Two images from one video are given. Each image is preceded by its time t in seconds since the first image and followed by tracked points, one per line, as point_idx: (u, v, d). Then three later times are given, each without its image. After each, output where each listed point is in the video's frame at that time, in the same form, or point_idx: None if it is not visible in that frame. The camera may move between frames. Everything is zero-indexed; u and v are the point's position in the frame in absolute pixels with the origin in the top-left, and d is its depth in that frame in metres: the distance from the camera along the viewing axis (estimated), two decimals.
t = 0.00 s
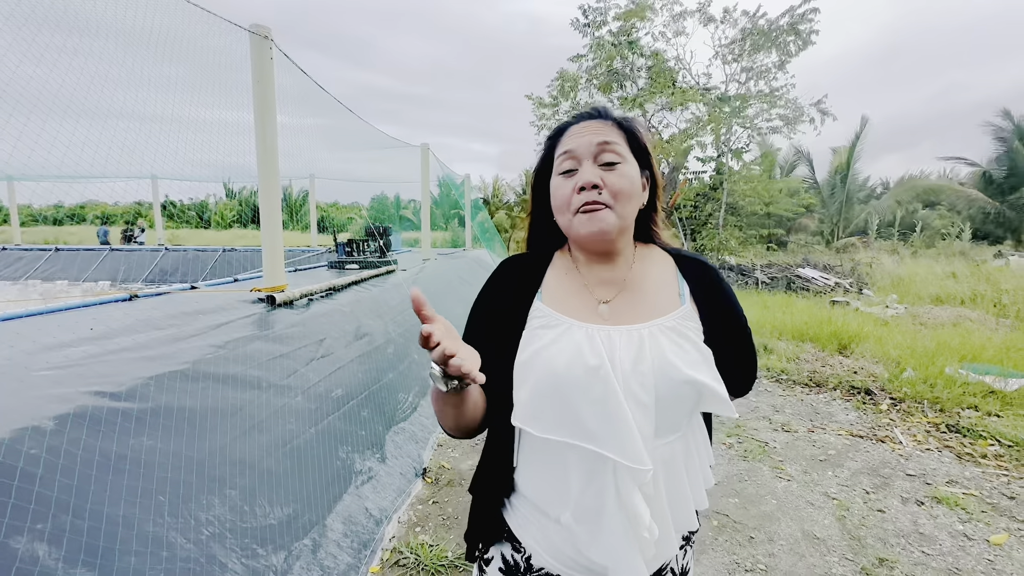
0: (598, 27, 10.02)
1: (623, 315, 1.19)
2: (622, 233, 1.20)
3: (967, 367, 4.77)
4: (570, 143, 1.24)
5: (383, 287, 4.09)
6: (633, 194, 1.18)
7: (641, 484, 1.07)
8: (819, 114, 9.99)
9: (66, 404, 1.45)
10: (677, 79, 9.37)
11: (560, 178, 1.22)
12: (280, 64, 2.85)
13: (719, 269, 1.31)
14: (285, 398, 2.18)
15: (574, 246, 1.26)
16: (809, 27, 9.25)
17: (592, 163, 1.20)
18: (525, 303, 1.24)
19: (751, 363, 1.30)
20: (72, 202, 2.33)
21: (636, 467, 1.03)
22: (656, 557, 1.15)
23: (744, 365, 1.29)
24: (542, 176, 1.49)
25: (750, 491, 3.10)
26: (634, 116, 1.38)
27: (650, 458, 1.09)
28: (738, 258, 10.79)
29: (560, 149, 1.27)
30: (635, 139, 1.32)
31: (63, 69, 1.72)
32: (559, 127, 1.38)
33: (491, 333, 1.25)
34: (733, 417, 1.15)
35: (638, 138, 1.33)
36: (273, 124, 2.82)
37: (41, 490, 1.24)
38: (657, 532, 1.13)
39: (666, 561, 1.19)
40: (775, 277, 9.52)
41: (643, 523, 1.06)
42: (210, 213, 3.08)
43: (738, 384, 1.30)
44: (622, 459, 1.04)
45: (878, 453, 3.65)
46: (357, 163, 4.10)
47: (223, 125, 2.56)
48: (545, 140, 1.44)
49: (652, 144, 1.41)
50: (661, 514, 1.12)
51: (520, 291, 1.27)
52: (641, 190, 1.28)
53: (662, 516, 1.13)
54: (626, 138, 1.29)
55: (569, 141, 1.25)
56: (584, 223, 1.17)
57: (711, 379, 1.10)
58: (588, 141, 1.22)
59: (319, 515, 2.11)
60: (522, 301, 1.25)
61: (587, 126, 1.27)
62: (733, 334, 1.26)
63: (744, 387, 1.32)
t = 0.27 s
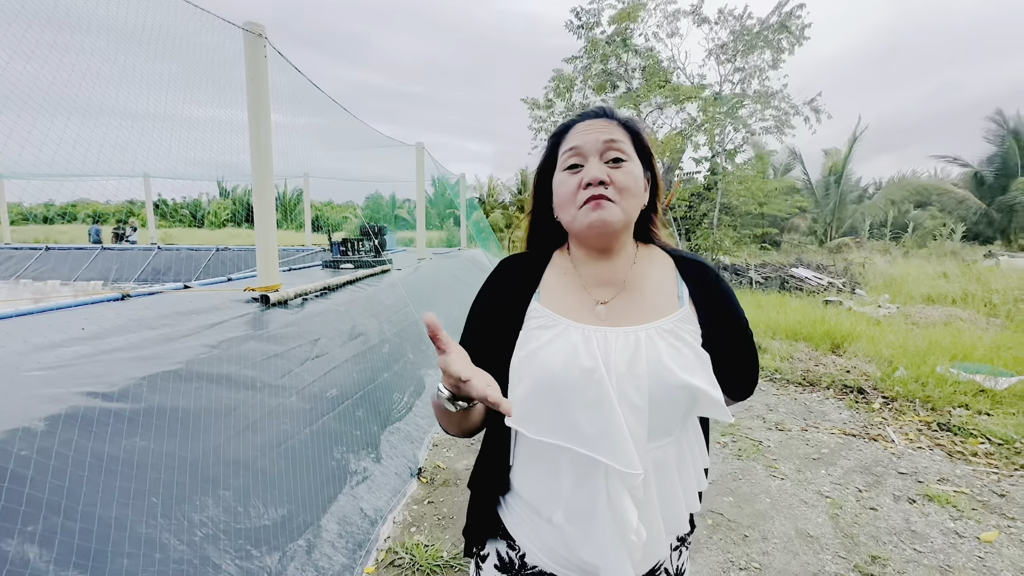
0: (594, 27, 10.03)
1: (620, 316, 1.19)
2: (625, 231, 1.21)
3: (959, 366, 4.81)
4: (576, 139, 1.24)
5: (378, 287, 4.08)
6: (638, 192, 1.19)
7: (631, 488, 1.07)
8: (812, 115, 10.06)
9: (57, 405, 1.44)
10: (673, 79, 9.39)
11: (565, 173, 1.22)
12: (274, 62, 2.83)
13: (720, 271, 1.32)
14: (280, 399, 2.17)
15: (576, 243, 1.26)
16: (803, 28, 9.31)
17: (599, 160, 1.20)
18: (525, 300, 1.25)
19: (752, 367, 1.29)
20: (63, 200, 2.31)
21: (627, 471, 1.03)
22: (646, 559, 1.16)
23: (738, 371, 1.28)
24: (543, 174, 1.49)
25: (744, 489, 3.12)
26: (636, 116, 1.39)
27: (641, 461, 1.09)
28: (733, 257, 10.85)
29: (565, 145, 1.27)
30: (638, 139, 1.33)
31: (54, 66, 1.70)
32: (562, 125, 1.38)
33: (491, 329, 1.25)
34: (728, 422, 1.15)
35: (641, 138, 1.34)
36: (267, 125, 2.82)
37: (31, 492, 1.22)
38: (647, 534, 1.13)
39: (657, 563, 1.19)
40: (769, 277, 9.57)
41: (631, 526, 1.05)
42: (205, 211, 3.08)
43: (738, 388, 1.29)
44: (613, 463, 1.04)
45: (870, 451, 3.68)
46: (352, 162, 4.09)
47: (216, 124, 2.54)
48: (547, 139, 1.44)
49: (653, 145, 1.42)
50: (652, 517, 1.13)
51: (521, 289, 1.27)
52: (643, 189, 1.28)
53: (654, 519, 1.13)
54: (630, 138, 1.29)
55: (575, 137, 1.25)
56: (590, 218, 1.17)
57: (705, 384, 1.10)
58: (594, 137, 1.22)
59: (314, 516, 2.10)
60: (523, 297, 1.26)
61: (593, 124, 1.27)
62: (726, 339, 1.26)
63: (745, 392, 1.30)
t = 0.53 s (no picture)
0: (589, 27, 10.05)
1: (614, 318, 1.19)
2: (624, 230, 1.21)
3: (949, 364, 4.86)
4: (575, 137, 1.24)
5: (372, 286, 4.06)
6: (637, 190, 1.19)
7: (624, 490, 1.07)
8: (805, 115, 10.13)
9: (47, 405, 1.42)
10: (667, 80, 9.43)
11: (564, 172, 1.22)
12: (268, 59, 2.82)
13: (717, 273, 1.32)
14: (273, 399, 2.16)
15: (573, 242, 1.26)
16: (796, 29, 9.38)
17: (597, 158, 1.20)
18: (520, 302, 1.25)
19: (751, 369, 1.29)
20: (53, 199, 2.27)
21: (620, 474, 1.04)
22: (640, 560, 1.16)
23: (734, 371, 1.27)
24: (540, 175, 1.48)
25: (738, 488, 3.14)
26: (633, 117, 1.39)
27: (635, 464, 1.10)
28: (726, 257, 10.91)
29: (564, 143, 1.27)
30: (636, 139, 1.33)
31: (42, 62, 1.68)
32: (560, 125, 1.38)
33: (488, 328, 1.24)
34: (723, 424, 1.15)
35: (639, 138, 1.34)
36: (259, 119, 2.90)
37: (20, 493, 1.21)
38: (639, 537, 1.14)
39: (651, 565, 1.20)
40: (762, 276, 9.63)
41: (623, 529, 1.06)
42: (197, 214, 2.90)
43: (738, 391, 1.28)
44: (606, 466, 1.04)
45: (862, 449, 3.71)
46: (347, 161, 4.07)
47: (208, 121, 2.52)
48: (545, 139, 1.44)
49: (650, 145, 1.42)
50: (646, 519, 1.13)
51: (517, 289, 1.28)
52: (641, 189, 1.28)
53: (648, 522, 1.13)
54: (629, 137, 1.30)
55: (573, 135, 1.25)
56: (588, 216, 1.17)
57: (700, 386, 1.10)
58: (593, 136, 1.22)
59: (308, 516, 2.09)
60: (518, 300, 1.25)
61: (591, 122, 1.27)
62: (719, 338, 1.26)
63: (745, 393, 1.29)
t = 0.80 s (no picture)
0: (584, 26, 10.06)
1: (607, 317, 1.20)
2: (616, 228, 1.21)
3: (939, 363, 4.92)
4: (568, 135, 1.25)
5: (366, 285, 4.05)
6: (629, 189, 1.19)
7: (617, 491, 1.07)
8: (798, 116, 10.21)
9: (36, 406, 1.40)
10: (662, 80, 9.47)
11: (557, 169, 1.22)
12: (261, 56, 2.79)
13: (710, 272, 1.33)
14: (266, 399, 2.15)
15: (565, 240, 1.26)
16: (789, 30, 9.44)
17: (590, 157, 1.21)
18: (513, 301, 1.25)
19: (742, 368, 1.30)
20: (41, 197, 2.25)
21: (614, 474, 1.04)
22: (632, 561, 1.16)
23: (728, 370, 1.28)
24: (533, 174, 1.48)
25: (731, 486, 3.16)
26: (627, 117, 1.39)
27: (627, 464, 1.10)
28: (720, 257, 10.96)
29: (557, 142, 1.27)
30: (630, 138, 1.34)
31: (30, 58, 1.65)
32: (553, 123, 1.38)
33: (481, 326, 1.24)
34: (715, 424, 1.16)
35: (632, 137, 1.35)
36: (252, 120, 2.89)
37: (9, 494, 1.20)
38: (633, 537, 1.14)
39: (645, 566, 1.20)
40: (755, 276, 9.69)
41: (616, 529, 1.06)
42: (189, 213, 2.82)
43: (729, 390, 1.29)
44: (600, 466, 1.04)
45: (853, 447, 3.75)
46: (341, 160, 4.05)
47: (200, 120, 2.50)
48: (538, 138, 1.44)
49: (643, 145, 1.43)
50: (639, 519, 1.13)
51: (510, 288, 1.28)
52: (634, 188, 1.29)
53: (641, 522, 1.14)
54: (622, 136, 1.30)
55: (567, 134, 1.25)
56: (580, 214, 1.17)
57: (693, 386, 1.11)
58: (586, 134, 1.23)
59: (301, 516, 2.09)
60: (511, 299, 1.26)
61: (584, 121, 1.28)
62: (711, 337, 1.27)
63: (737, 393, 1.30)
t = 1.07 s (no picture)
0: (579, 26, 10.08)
1: (596, 316, 1.20)
2: (604, 228, 1.21)
3: (929, 362, 4.97)
4: (555, 135, 1.25)
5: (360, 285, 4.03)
6: (616, 188, 1.19)
7: (605, 492, 1.08)
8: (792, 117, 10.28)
9: (23, 406, 1.38)
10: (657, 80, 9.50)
11: (544, 169, 1.22)
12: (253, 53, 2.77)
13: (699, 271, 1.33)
14: (258, 399, 2.14)
15: (554, 240, 1.26)
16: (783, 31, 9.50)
17: (577, 157, 1.21)
18: (501, 302, 1.25)
19: (730, 367, 1.30)
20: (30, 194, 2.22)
21: (601, 474, 1.04)
22: (621, 562, 1.17)
23: (720, 369, 1.29)
24: (522, 173, 1.48)
25: (724, 485, 3.18)
26: (617, 117, 1.40)
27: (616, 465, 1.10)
28: (714, 257, 11.02)
29: (545, 142, 1.28)
30: (617, 138, 1.34)
31: (20, 55, 1.63)
32: (542, 123, 1.38)
33: (468, 326, 1.25)
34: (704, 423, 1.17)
35: (620, 137, 1.35)
36: (245, 119, 2.90)
37: None
38: (623, 537, 1.14)
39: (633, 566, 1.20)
40: (749, 276, 9.75)
41: (603, 531, 1.06)
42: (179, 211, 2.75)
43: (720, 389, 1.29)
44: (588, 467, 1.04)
45: (844, 446, 3.78)
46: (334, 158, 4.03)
47: (192, 118, 2.48)
48: (527, 137, 1.44)
49: (632, 145, 1.43)
50: (627, 519, 1.14)
51: (498, 288, 1.28)
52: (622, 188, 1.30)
53: (629, 522, 1.14)
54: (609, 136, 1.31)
55: (555, 134, 1.26)
56: (567, 213, 1.17)
57: (681, 385, 1.11)
58: (574, 134, 1.23)
59: (294, 517, 2.08)
60: (499, 300, 1.26)
61: (572, 121, 1.28)
62: (700, 337, 1.27)
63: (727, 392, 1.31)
